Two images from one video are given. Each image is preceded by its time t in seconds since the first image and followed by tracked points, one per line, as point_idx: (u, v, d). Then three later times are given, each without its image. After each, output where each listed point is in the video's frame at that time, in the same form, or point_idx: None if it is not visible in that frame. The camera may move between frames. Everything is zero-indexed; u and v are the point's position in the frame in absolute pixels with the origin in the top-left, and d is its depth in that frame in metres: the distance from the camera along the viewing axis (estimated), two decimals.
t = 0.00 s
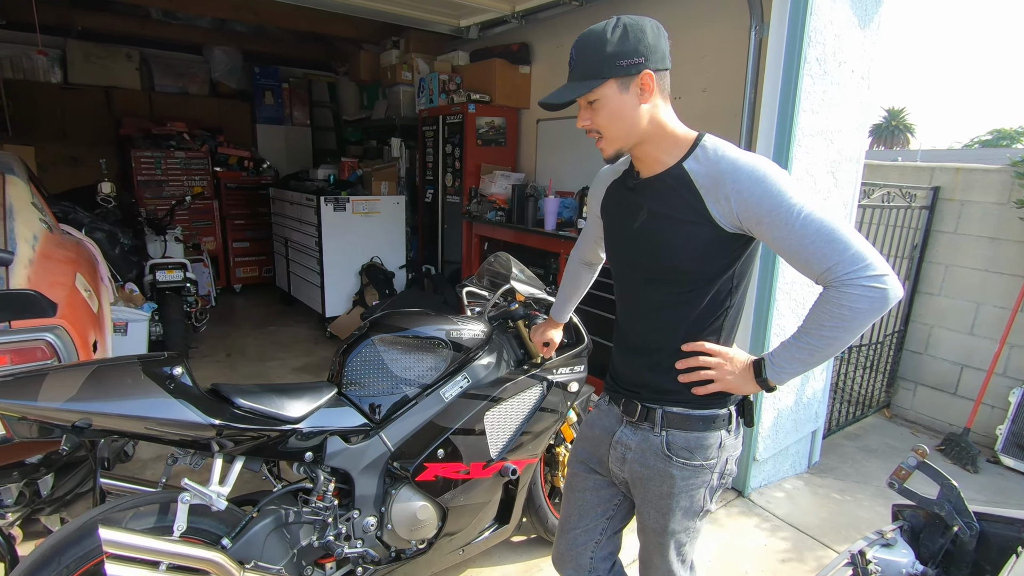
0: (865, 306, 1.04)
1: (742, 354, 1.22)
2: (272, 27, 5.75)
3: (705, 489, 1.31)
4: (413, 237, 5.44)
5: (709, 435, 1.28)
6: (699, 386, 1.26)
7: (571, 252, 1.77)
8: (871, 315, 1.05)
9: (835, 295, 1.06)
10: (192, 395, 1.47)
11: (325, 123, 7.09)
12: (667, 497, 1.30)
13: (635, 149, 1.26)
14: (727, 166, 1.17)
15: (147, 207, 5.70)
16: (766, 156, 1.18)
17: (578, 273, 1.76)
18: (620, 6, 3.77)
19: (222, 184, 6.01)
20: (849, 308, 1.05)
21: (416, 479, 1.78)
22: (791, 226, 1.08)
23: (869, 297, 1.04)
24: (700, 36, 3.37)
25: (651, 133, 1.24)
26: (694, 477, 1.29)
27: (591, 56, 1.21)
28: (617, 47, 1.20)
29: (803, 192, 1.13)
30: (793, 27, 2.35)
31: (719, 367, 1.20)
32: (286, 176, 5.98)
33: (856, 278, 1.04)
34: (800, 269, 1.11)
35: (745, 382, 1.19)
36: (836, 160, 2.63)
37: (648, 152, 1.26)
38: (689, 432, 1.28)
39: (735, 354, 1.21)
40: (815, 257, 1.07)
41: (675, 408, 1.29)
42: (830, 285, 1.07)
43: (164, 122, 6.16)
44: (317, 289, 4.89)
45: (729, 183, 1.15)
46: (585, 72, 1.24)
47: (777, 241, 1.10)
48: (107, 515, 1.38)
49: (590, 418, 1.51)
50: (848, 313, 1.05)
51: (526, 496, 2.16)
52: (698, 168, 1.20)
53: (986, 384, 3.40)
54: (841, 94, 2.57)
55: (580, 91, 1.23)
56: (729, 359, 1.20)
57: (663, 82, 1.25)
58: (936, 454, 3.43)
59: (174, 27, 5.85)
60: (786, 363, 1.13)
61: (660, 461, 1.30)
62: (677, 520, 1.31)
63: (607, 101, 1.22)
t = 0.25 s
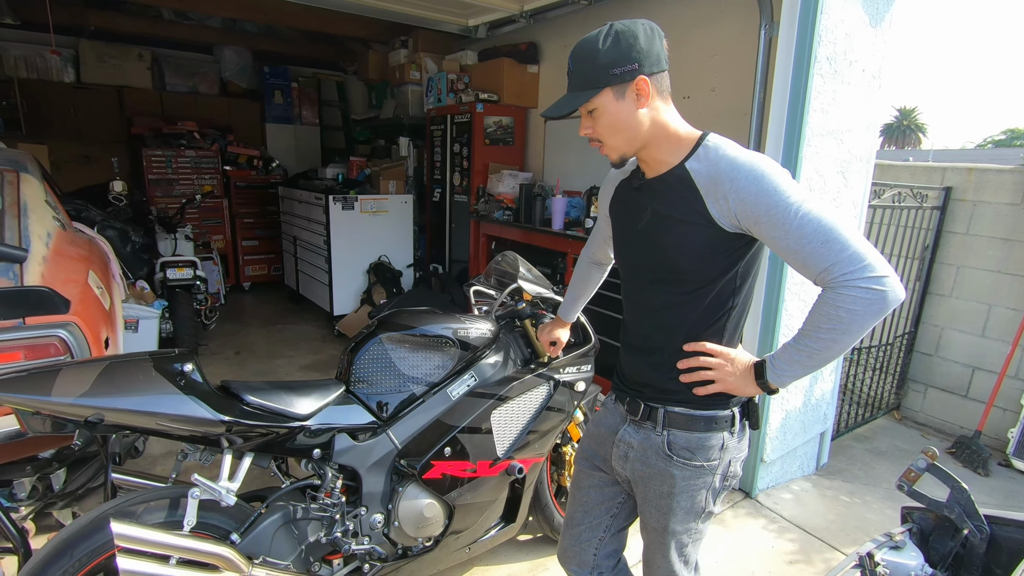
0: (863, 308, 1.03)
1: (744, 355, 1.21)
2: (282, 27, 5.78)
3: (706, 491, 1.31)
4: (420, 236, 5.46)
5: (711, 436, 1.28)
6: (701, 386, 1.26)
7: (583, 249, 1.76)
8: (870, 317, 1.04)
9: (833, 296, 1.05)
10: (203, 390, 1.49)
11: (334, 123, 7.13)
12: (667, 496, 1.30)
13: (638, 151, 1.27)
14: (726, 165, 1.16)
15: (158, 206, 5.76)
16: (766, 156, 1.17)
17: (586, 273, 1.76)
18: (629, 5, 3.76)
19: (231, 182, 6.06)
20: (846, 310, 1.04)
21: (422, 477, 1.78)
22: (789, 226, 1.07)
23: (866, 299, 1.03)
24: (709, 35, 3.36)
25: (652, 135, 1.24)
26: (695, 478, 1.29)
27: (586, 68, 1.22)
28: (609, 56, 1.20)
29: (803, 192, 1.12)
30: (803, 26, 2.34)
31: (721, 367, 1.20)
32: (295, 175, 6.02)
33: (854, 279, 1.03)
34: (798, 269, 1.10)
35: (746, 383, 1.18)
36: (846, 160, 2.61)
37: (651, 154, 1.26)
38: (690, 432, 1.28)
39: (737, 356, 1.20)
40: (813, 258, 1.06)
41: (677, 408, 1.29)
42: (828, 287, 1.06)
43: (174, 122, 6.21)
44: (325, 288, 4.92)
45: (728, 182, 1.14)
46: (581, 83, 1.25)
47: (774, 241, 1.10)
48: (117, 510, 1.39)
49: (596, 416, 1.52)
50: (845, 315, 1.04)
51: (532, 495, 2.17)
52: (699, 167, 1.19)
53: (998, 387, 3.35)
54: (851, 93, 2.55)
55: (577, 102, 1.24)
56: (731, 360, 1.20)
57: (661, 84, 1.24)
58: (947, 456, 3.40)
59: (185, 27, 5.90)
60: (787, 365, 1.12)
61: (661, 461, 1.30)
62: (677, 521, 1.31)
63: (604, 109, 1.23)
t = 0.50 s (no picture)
0: (868, 308, 1.02)
1: (748, 356, 1.21)
2: (290, 26, 5.81)
3: (708, 493, 1.30)
4: (427, 235, 5.47)
5: (713, 437, 1.27)
6: (703, 386, 1.25)
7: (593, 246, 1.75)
8: (874, 318, 1.03)
9: (837, 296, 1.04)
10: (210, 387, 1.50)
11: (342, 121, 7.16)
12: (667, 497, 1.30)
13: (647, 150, 1.26)
14: (732, 162, 1.15)
15: (167, 204, 5.80)
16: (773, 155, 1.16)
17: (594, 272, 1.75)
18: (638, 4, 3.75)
19: (240, 181, 6.09)
20: (850, 310, 1.03)
21: (429, 475, 1.79)
22: (794, 224, 1.07)
23: (871, 299, 1.02)
24: (717, 33, 3.34)
25: (661, 133, 1.24)
26: (697, 479, 1.28)
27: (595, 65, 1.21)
28: (618, 53, 1.20)
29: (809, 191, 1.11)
30: (812, 24, 2.32)
31: (726, 366, 1.19)
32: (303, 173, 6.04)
33: (859, 279, 1.02)
34: (803, 269, 1.10)
35: (749, 385, 1.18)
36: (856, 159, 2.59)
37: (660, 153, 1.26)
38: (692, 433, 1.27)
39: (741, 356, 1.19)
40: (817, 257, 1.06)
41: (680, 408, 1.28)
42: (833, 286, 1.05)
43: (184, 120, 6.26)
44: (332, 286, 4.94)
45: (734, 180, 1.14)
46: (590, 80, 1.24)
47: (779, 240, 1.09)
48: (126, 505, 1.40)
49: (600, 415, 1.52)
50: (849, 315, 1.03)
51: (537, 494, 2.17)
52: (705, 165, 1.19)
53: (1008, 389, 3.31)
54: (860, 92, 2.53)
55: (586, 100, 1.23)
56: (734, 360, 1.19)
57: (670, 81, 1.24)
58: (956, 458, 3.38)
59: (195, 27, 5.93)
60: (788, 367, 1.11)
61: (662, 461, 1.30)
62: (678, 522, 1.31)
63: (614, 107, 1.22)
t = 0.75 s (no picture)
0: (881, 311, 1.01)
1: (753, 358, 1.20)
2: (298, 26, 5.83)
3: (713, 496, 1.29)
4: (433, 234, 5.48)
5: (719, 440, 1.26)
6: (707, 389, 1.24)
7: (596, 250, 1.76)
8: (887, 321, 1.02)
9: (850, 298, 1.04)
10: (218, 386, 1.50)
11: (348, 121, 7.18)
12: (672, 500, 1.29)
13: (660, 146, 1.25)
14: (746, 162, 1.15)
15: (175, 203, 5.84)
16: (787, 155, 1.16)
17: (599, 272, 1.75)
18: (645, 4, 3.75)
19: (247, 180, 6.12)
20: (863, 311, 1.02)
21: (433, 475, 1.79)
22: (808, 224, 1.06)
23: (884, 301, 1.01)
24: (725, 33, 3.32)
25: (675, 130, 1.23)
26: (701, 483, 1.27)
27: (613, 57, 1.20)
28: (638, 46, 1.19)
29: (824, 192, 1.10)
30: (822, 24, 2.31)
31: (733, 367, 1.18)
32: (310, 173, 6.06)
33: (873, 281, 1.02)
34: (815, 270, 1.09)
35: (756, 387, 1.17)
36: (865, 160, 2.58)
37: (672, 150, 1.25)
38: (698, 436, 1.27)
39: (747, 358, 1.19)
40: (831, 257, 1.05)
41: (685, 411, 1.27)
42: (845, 287, 1.05)
43: (192, 120, 6.29)
44: (338, 285, 4.96)
45: (748, 179, 1.13)
46: (608, 73, 1.23)
47: (792, 240, 1.08)
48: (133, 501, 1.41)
49: (604, 416, 1.51)
50: (862, 317, 1.03)
51: (542, 495, 2.16)
52: (719, 163, 1.18)
53: (1019, 392, 3.27)
54: (870, 92, 2.51)
55: (603, 92, 1.22)
56: (741, 362, 1.18)
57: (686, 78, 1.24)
58: (965, 462, 3.35)
59: (203, 27, 5.97)
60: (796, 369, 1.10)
61: (667, 464, 1.29)
62: (682, 526, 1.30)
63: (631, 101, 1.21)
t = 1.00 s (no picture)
0: (898, 311, 1.00)
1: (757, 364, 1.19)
2: (303, 25, 5.85)
3: (722, 495, 1.29)
4: (438, 233, 5.48)
5: (728, 439, 1.26)
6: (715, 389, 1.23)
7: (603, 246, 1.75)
8: (903, 322, 1.01)
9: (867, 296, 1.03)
10: (222, 384, 1.50)
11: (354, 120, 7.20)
12: (682, 501, 1.28)
13: (673, 140, 1.25)
14: (762, 158, 1.14)
15: (181, 201, 5.86)
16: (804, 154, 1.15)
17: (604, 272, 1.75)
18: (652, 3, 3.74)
19: (253, 179, 6.14)
20: (880, 311, 1.01)
21: (436, 473, 1.79)
22: (825, 223, 1.05)
23: (902, 301, 1.00)
24: (732, 32, 3.31)
25: (689, 124, 1.23)
26: (710, 482, 1.27)
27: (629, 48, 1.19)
28: (655, 37, 1.18)
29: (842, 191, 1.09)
30: (829, 23, 2.29)
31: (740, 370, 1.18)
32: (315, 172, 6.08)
33: (890, 280, 1.01)
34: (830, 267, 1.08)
35: (765, 387, 1.16)
36: (873, 159, 2.56)
37: (685, 145, 1.24)
38: (707, 436, 1.26)
39: (755, 358, 1.18)
40: (847, 257, 1.04)
41: (693, 411, 1.26)
42: (862, 287, 1.03)
43: (198, 119, 6.32)
44: (343, 284, 4.97)
45: (763, 176, 1.12)
46: (622, 65, 1.22)
47: (807, 236, 1.08)
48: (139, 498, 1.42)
49: (607, 415, 1.50)
50: (878, 317, 1.01)
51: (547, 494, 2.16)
52: (733, 160, 1.17)
53: None
54: (878, 91, 2.49)
55: (619, 83, 1.20)
56: (750, 363, 1.17)
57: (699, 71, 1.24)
58: (973, 464, 3.32)
59: (209, 26, 6.00)
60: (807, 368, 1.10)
61: (676, 465, 1.29)
62: (692, 527, 1.30)
63: (647, 93, 1.20)
